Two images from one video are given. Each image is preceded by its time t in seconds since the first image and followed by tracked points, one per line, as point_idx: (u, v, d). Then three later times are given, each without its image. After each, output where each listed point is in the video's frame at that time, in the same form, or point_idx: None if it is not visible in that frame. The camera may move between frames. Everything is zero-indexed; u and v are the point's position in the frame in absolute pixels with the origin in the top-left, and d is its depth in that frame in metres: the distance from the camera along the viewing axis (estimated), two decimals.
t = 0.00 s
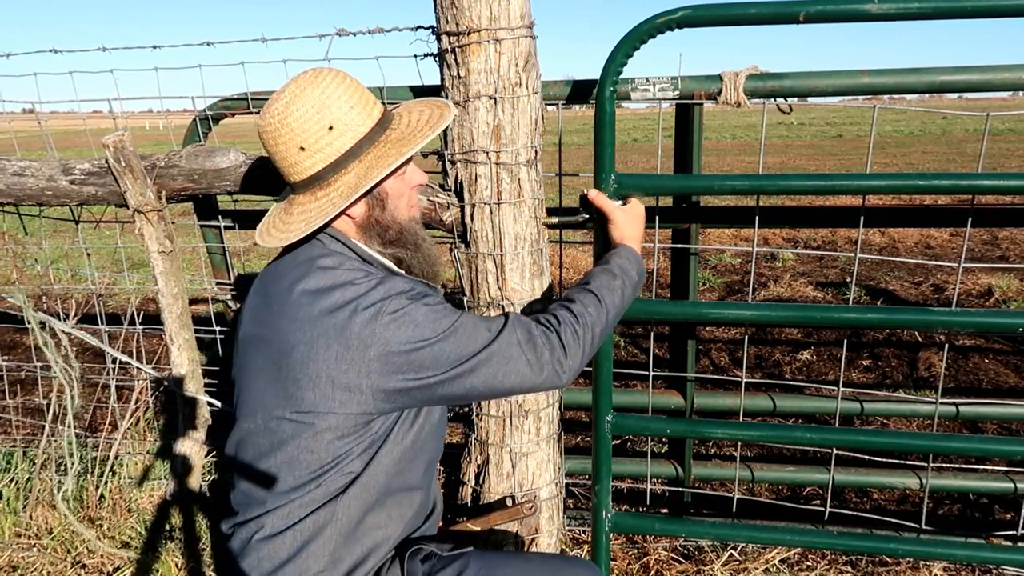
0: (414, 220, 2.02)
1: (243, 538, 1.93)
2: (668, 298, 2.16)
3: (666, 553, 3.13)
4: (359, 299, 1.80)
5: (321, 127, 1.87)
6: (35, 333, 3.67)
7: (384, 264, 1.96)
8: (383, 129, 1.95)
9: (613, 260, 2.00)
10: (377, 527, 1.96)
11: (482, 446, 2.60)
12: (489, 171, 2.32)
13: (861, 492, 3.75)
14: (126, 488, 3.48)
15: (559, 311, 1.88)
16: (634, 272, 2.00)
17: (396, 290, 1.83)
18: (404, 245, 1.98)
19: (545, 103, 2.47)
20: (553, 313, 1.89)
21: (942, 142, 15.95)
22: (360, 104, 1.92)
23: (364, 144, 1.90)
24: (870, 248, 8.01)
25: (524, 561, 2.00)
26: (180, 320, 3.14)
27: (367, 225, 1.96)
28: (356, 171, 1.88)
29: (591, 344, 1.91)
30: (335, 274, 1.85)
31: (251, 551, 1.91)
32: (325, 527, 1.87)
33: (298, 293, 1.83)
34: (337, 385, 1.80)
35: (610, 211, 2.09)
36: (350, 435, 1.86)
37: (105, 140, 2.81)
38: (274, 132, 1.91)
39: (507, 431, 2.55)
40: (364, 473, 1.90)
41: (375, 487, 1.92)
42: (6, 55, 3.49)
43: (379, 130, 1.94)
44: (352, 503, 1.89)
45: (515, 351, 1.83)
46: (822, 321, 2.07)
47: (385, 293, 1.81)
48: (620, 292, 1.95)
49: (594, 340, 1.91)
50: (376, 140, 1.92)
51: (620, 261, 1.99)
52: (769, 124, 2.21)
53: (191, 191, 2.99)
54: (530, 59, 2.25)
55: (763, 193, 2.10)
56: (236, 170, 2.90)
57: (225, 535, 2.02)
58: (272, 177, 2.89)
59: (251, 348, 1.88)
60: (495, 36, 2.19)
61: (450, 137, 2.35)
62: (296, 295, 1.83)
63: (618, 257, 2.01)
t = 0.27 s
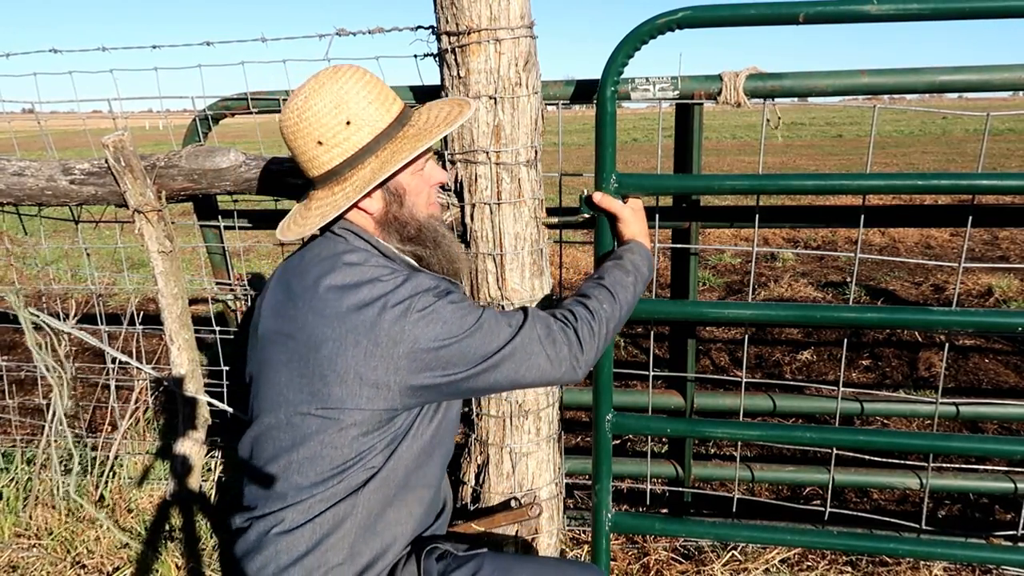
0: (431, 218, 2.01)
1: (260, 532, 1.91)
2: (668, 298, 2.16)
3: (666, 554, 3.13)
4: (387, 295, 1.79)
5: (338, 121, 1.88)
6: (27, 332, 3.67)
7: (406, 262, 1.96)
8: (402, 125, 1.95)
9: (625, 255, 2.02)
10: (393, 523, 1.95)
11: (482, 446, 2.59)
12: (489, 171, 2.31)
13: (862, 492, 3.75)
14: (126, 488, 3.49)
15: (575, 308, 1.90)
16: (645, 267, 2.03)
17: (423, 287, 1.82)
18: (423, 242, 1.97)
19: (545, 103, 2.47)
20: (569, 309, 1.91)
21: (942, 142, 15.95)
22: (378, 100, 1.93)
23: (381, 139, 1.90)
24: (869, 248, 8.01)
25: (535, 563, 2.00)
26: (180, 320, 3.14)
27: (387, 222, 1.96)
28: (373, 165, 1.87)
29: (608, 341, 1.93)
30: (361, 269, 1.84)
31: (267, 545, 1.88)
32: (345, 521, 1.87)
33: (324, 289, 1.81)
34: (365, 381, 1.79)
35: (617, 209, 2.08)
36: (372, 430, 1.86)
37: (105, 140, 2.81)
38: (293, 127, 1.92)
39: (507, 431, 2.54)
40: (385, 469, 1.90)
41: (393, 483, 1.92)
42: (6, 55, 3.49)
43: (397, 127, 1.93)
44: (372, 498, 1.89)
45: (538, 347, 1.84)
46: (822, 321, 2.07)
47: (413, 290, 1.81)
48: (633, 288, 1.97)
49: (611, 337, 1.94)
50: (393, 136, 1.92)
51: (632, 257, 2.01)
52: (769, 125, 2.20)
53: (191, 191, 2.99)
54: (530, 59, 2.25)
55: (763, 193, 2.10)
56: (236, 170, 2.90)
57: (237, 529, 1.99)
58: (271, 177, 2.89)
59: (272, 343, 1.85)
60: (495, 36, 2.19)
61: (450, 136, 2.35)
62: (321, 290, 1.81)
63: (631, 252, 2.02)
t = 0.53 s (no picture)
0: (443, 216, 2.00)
1: (265, 531, 1.90)
2: (669, 298, 2.16)
3: (666, 554, 3.13)
4: (402, 297, 1.79)
5: (350, 114, 1.90)
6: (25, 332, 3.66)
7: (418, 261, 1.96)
8: (415, 120, 1.95)
9: (630, 253, 2.03)
10: (398, 524, 1.96)
11: (482, 446, 2.59)
12: (489, 171, 2.31)
13: (862, 492, 3.75)
14: (126, 488, 3.49)
15: (583, 304, 1.90)
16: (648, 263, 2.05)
17: (437, 289, 1.82)
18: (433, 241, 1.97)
19: (546, 103, 2.46)
20: (576, 306, 1.91)
21: (942, 142, 15.94)
22: (392, 94, 1.94)
23: (392, 133, 1.91)
24: (869, 248, 8.01)
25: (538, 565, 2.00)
26: (180, 320, 3.14)
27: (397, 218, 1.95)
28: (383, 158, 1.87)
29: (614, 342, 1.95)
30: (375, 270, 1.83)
31: (273, 545, 1.88)
32: (352, 521, 1.87)
33: (338, 289, 1.80)
34: (379, 383, 1.78)
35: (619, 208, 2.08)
36: (382, 432, 1.86)
37: (105, 140, 2.81)
38: (309, 121, 1.95)
39: (507, 431, 2.54)
40: (393, 470, 1.91)
41: (400, 483, 1.93)
42: (6, 55, 3.49)
43: (410, 121, 1.94)
44: (380, 499, 1.89)
45: (550, 350, 1.85)
46: (822, 321, 2.06)
47: (427, 292, 1.80)
48: (638, 286, 1.98)
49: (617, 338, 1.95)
50: (405, 130, 1.92)
51: (637, 255, 2.01)
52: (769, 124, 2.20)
53: (191, 191, 2.98)
54: (530, 59, 2.25)
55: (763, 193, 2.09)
56: (236, 170, 2.89)
57: (241, 527, 1.98)
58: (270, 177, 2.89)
59: (283, 342, 1.83)
60: (495, 36, 2.18)
61: (450, 136, 2.34)
62: (335, 290, 1.80)
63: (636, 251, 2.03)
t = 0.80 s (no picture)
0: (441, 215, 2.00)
1: (262, 536, 1.90)
2: (669, 298, 2.16)
3: (666, 554, 3.13)
4: (398, 301, 1.78)
5: (348, 111, 1.90)
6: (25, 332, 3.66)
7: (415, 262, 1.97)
8: (413, 117, 1.95)
9: (626, 258, 2.01)
10: (395, 530, 1.95)
11: (482, 447, 2.59)
12: (489, 171, 2.31)
13: (862, 492, 3.75)
14: (126, 488, 3.49)
15: (582, 317, 1.89)
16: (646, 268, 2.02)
17: (433, 294, 1.81)
18: (430, 239, 1.97)
19: (546, 103, 2.46)
20: (576, 318, 1.90)
21: (942, 142, 15.94)
22: (389, 91, 1.94)
23: (390, 129, 1.91)
24: (870, 248, 8.00)
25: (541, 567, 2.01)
26: (180, 320, 3.13)
27: (395, 216, 1.96)
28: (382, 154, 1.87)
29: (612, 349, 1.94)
30: (371, 274, 1.82)
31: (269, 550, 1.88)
32: (348, 527, 1.87)
33: (333, 292, 1.80)
34: (373, 389, 1.78)
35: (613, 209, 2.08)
36: (378, 437, 1.85)
37: (104, 140, 2.80)
38: (306, 119, 1.95)
39: (507, 431, 2.54)
40: (390, 477, 1.90)
41: (397, 489, 1.92)
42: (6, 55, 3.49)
43: (408, 118, 1.94)
44: (376, 505, 1.89)
45: (546, 357, 1.84)
46: (822, 321, 2.06)
47: (423, 297, 1.80)
48: (636, 292, 1.97)
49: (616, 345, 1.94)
50: (403, 126, 1.92)
51: (632, 260, 2.00)
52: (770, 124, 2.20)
53: (191, 191, 2.98)
54: (530, 59, 2.24)
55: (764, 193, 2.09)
56: (235, 170, 2.89)
57: (239, 531, 1.99)
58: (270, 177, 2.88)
59: (279, 346, 1.83)
60: (495, 36, 2.18)
61: (450, 136, 2.34)
62: (330, 295, 1.80)
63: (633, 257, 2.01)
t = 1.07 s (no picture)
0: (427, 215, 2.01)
1: (256, 540, 1.90)
2: (668, 298, 2.16)
3: (666, 554, 3.13)
4: (385, 302, 1.78)
5: (333, 111, 1.90)
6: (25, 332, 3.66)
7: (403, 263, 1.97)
8: (399, 117, 1.95)
9: (619, 260, 2.00)
10: (390, 532, 1.95)
11: (482, 446, 2.59)
12: (489, 171, 2.31)
13: (862, 492, 3.75)
14: (126, 488, 3.50)
15: (573, 318, 1.90)
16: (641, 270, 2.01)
17: (420, 294, 1.81)
18: (416, 239, 1.98)
19: (545, 103, 2.46)
20: (567, 319, 1.91)
21: (942, 142, 15.94)
22: (374, 90, 1.94)
23: (375, 129, 1.91)
24: (870, 248, 8.00)
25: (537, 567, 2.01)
26: (180, 320, 3.14)
27: (381, 216, 1.96)
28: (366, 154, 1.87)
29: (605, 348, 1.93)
30: (358, 275, 1.82)
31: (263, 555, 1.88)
32: (342, 530, 1.86)
33: (320, 294, 1.80)
34: (361, 390, 1.78)
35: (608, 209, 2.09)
36: (369, 438, 1.85)
37: (105, 140, 2.80)
38: (292, 118, 1.95)
39: (507, 431, 2.54)
40: (382, 479, 1.90)
41: (390, 491, 1.92)
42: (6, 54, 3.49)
43: (394, 117, 1.94)
44: (369, 507, 1.88)
45: (536, 358, 1.84)
46: (822, 321, 2.06)
47: (409, 297, 1.79)
48: (629, 293, 1.97)
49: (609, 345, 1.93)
50: (388, 126, 1.92)
51: (626, 262, 1.99)
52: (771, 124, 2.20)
53: (191, 190, 2.98)
54: (530, 59, 2.24)
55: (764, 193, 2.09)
56: (235, 170, 2.89)
57: (235, 535, 1.99)
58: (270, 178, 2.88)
59: (268, 349, 1.84)
60: (495, 36, 2.18)
61: (450, 136, 2.34)
62: (317, 296, 1.80)
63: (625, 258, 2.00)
